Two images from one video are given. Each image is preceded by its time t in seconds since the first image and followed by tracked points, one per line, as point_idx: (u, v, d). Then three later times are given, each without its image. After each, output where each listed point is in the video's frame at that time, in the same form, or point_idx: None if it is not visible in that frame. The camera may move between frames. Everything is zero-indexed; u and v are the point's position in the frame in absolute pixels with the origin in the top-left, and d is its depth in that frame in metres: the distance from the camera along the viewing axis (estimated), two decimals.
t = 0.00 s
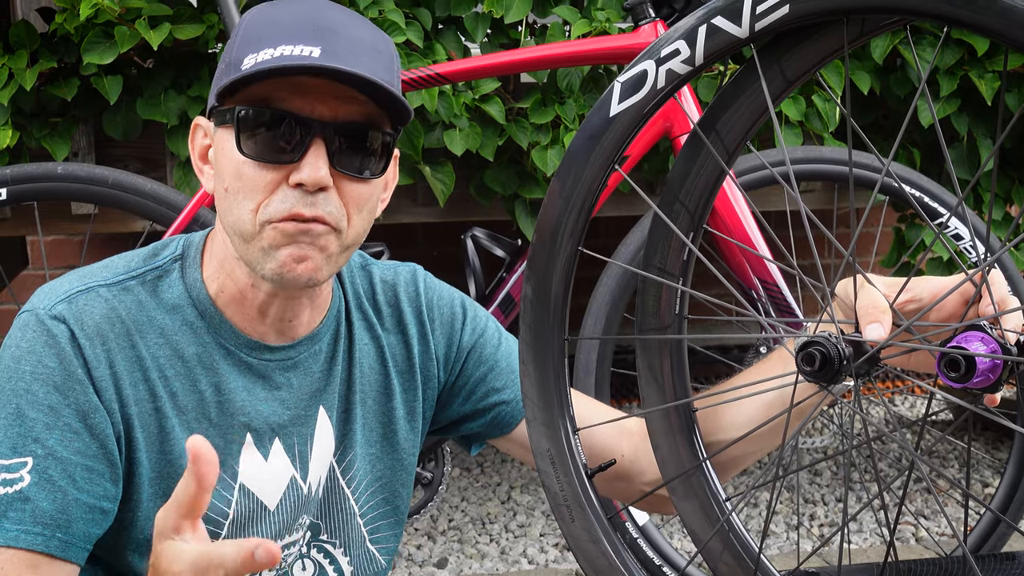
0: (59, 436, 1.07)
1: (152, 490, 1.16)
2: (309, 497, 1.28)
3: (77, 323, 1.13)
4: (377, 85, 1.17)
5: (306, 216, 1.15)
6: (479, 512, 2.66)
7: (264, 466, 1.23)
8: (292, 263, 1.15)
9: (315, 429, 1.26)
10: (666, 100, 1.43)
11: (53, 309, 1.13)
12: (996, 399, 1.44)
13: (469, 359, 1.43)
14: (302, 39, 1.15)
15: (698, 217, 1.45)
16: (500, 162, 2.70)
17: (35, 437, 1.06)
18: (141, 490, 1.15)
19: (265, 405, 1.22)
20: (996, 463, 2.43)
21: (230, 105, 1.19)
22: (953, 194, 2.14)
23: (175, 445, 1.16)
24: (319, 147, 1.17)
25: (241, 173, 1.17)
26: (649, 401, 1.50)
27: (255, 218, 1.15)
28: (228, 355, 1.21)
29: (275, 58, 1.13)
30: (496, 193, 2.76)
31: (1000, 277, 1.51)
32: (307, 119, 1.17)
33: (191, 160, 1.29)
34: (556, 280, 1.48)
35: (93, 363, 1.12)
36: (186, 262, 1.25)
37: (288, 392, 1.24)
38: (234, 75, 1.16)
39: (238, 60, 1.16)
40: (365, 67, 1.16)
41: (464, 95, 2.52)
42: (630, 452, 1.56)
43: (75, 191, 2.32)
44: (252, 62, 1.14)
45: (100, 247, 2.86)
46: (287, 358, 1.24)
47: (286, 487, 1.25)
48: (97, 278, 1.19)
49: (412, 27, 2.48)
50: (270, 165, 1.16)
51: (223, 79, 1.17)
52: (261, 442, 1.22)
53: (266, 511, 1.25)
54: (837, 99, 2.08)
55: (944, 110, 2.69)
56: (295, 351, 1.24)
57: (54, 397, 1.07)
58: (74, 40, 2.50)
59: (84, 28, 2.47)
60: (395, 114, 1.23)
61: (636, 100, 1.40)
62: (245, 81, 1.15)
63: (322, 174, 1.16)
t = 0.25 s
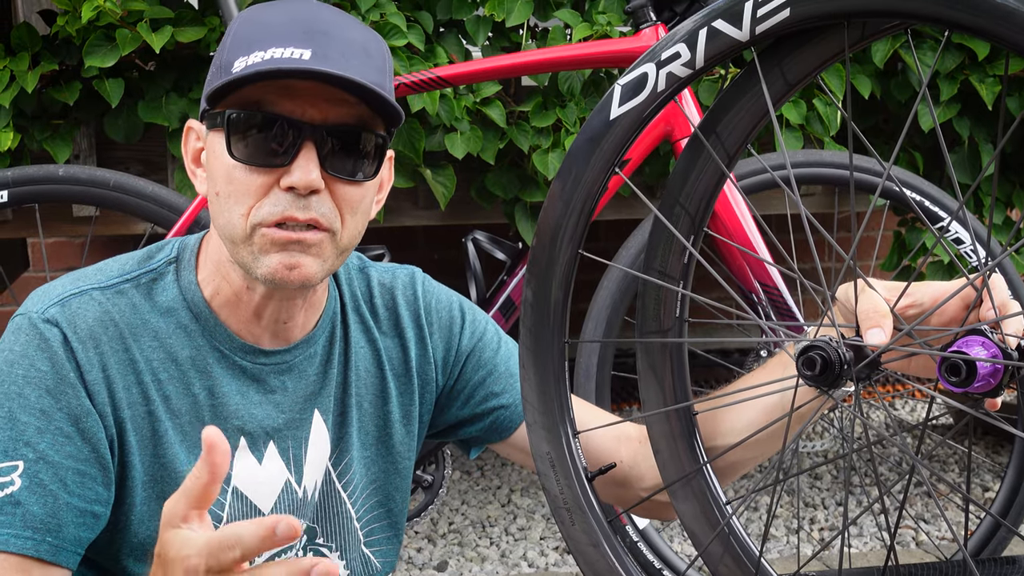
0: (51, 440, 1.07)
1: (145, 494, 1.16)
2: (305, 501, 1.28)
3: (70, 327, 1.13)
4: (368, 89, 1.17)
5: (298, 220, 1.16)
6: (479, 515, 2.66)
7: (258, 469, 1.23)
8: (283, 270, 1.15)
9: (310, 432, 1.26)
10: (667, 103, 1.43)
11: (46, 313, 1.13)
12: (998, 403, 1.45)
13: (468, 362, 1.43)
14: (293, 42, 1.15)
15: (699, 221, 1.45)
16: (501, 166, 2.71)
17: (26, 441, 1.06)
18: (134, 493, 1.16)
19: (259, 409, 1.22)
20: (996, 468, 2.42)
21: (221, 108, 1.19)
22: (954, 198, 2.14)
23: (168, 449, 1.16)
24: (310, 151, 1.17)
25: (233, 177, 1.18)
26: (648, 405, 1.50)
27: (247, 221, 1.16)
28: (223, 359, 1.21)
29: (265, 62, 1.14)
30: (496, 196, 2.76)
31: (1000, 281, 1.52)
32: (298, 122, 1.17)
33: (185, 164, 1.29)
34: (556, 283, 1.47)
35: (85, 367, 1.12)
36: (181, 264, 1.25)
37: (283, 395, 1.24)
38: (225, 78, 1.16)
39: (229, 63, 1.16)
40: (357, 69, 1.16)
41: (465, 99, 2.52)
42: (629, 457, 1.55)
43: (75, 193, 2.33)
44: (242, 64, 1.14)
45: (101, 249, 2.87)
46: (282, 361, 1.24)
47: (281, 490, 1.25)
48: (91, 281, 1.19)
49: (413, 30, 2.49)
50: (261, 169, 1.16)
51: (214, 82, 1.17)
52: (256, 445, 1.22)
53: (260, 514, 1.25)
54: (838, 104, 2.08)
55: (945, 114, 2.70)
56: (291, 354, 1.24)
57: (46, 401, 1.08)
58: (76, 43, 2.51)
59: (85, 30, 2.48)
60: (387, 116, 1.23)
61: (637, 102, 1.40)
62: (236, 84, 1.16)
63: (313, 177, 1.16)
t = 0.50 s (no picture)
0: (47, 443, 1.08)
1: (142, 496, 1.17)
2: (303, 502, 1.27)
3: (66, 330, 1.13)
4: (366, 91, 1.17)
5: (297, 222, 1.16)
6: (479, 518, 2.66)
7: (256, 470, 1.23)
8: (283, 271, 1.16)
9: (308, 433, 1.26)
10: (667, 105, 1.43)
11: (43, 315, 1.13)
12: (997, 404, 1.45)
13: (465, 362, 1.43)
14: (291, 44, 1.15)
15: (699, 222, 1.45)
16: (501, 167, 2.71)
17: (23, 444, 1.07)
18: (132, 495, 1.16)
19: (256, 411, 1.22)
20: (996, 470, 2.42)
21: (219, 110, 1.19)
22: (953, 200, 2.14)
23: (165, 451, 1.16)
24: (309, 154, 1.17)
25: (231, 179, 1.18)
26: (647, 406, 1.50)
27: (246, 221, 1.16)
28: (220, 361, 1.21)
29: (264, 64, 1.13)
30: (496, 198, 2.76)
31: (1000, 283, 1.52)
32: (297, 124, 1.17)
33: (182, 164, 1.29)
34: (555, 284, 1.47)
35: (81, 371, 1.12)
36: (178, 266, 1.25)
37: (280, 397, 1.24)
38: (223, 80, 1.16)
39: (227, 65, 1.16)
40: (356, 72, 1.16)
41: (464, 100, 2.52)
42: (627, 455, 1.55)
43: (75, 195, 2.33)
44: (240, 67, 1.14)
45: (101, 251, 2.87)
46: (280, 363, 1.24)
47: (279, 491, 1.25)
48: (87, 283, 1.19)
49: (413, 32, 2.49)
50: (260, 171, 1.16)
51: (212, 84, 1.17)
52: (253, 447, 1.22)
53: (259, 516, 1.24)
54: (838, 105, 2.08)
55: (945, 116, 2.70)
56: (288, 356, 1.24)
57: (43, 404, 1.08)
58: (76, 44, 2.51)
59: (85, 32, 2.48)
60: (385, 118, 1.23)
61: (637, 104, 1.41)
62: (235, 87, 1.15)
63: (312, 180, 1.16)
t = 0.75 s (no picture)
0: (77, 422, 1.05)
1: (155, 485, 1.18)
2: (304, 501, 1.28)
3: (78, 324, 1.12)
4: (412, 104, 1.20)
5: (351, 234, 1.20)
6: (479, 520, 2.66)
7: (258, 468, 1.23)
8: (330, 285, 1.19)
9: (310, 433, 1.26)
10: (666, 109, 1.44)
11: (54, 307, 1.12)
12: (996, 407, 1.45)
13: (465, 364, 1.43)
14: (339, 55, 1.16)
15: (699, 226, 1.45)
16: (501, 170, 2.71)
17: (55, 424, 1.04)
18: (144, 486, 1.16)
19: (261, 410, 1.22)
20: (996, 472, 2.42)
21: (264, 117, 1.17)
22: (952, 202, 2.14)
23: (177, 443, 1.17)
24: (365, 166, 1.21)
25: (281, 188, 1.18)
26: (647, 410, 1.51)
27: (297, 233, 1.18)
28: (225, 359, 1.20)
29: (319, 77, 1.14)
30: (496, 201, 2.77)
31: (999, 286, 1.52)
32: (346, 139, 1.20)
33: (193, 162, 1.25)
34: (556, 288, 1.48)
35: (98, 359, 1.11)
36: (181, 266, 1.24)
37: (284, 396, 1.24)
38: (274, 90, 1.15)
39: (276, 73, 1.15)
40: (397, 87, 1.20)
41: (465, 103, 2.52)
42: (626, 457, 1.56)
43: (76, 198, 2.33)
44: (292, 76, 1.15)
45: (101, 254, 2.87)
46: (284, 363, 1.24)
47: (280, 490, 1.26)
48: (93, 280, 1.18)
49: (413, 35, 2.49)
50: (316, 183, 1.17)
51: (258, 90, 1.16)
52: (256, 445, 1.22)
53: (258, 513, 1.25)
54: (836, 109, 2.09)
55: (944, 119, 2.70)
56: (293, 356, 1.24)
57: (70, 387, 1.07)
58: (76, 48, 2.52)
59: (86, 35, 2.48)
60: (412, 131, 1.27)
61: (637, 109, 1.41)
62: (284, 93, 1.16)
63: (368, 194, 1.20)
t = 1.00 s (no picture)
0: (131, 389, 1.08)
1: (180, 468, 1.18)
2: (300, 498, 1.30)
3: (95, 312, 1.13)
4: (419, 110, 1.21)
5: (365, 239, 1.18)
6: (478, 522, 2.66)
7: (257, 464, 1.24)
8: (342, 288, 1.17)
9: (307, 430, 1.27)
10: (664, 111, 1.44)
11: (68, 297, 1.14)
12: (994, 409, 1.45)
13: (458, 364, 1.41)
14: (349, 60, 1.15)
15: (695, 228, 1.45)
16: (500, 172, 2.71)
17: (112, 393, 1.06)
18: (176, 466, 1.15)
19: (261, 405, 1.23)
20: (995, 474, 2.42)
21: (276, 123, 1.14)
22: (952, 205, 2.14)
23: (196, 426, 1.18)
24: (377, 170, 1.20)
25: (295, 195, 1.15)
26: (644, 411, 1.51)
27: (313, 238, 1.16)
28: (226, 355, 1.21)
29: (333, 82, 1.13)
30: (495, 203, 2.77)
31: (997, 288, 1.52)
32: (361, 143, 1.18)
33: (197, 165, 1.20)
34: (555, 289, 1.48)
35: (128, 340, 1.13)
36: (179, 263, 1.24)
37: (283, 393, 1.24)
38: (287, 95, 1.13)
39: (289, 78, 1.13)
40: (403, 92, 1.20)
41: (464, 105, 2.52)
42: (621, 455, 1.56)
43: (75, 199, 2.33)
44: (306, 82, 1.13)
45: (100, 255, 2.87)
46: (283, 360, 1.24)
47: (277, 486, 1.27)
48: (99, 274, 1.19)
49: (412, 37, 2.50)
50: (332, 188, 1.15)
51: (269, 95, 1.13)
52: (256, 440, 1.23)
53: (254, 508, 1.27)
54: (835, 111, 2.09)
55: (943, 121, 2.70)
56: (291, 354, 1.25)
57: (111, 361, 1.09)
58: (76, 49, 2.52)
59: (85, 37, 2.48)
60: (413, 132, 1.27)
61: (634, 111, 1.41)
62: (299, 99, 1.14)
63: (381, 200, 1.20)
